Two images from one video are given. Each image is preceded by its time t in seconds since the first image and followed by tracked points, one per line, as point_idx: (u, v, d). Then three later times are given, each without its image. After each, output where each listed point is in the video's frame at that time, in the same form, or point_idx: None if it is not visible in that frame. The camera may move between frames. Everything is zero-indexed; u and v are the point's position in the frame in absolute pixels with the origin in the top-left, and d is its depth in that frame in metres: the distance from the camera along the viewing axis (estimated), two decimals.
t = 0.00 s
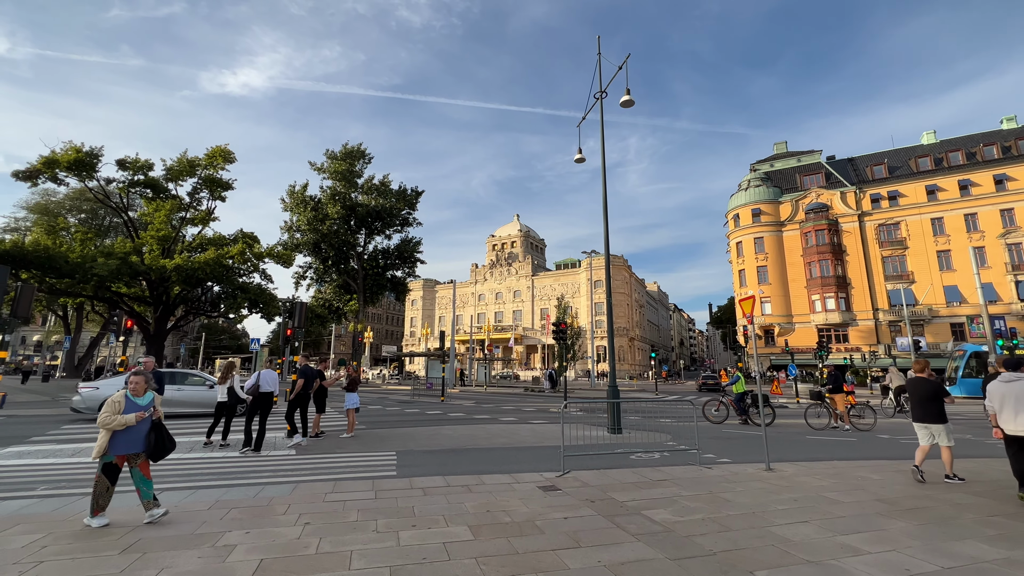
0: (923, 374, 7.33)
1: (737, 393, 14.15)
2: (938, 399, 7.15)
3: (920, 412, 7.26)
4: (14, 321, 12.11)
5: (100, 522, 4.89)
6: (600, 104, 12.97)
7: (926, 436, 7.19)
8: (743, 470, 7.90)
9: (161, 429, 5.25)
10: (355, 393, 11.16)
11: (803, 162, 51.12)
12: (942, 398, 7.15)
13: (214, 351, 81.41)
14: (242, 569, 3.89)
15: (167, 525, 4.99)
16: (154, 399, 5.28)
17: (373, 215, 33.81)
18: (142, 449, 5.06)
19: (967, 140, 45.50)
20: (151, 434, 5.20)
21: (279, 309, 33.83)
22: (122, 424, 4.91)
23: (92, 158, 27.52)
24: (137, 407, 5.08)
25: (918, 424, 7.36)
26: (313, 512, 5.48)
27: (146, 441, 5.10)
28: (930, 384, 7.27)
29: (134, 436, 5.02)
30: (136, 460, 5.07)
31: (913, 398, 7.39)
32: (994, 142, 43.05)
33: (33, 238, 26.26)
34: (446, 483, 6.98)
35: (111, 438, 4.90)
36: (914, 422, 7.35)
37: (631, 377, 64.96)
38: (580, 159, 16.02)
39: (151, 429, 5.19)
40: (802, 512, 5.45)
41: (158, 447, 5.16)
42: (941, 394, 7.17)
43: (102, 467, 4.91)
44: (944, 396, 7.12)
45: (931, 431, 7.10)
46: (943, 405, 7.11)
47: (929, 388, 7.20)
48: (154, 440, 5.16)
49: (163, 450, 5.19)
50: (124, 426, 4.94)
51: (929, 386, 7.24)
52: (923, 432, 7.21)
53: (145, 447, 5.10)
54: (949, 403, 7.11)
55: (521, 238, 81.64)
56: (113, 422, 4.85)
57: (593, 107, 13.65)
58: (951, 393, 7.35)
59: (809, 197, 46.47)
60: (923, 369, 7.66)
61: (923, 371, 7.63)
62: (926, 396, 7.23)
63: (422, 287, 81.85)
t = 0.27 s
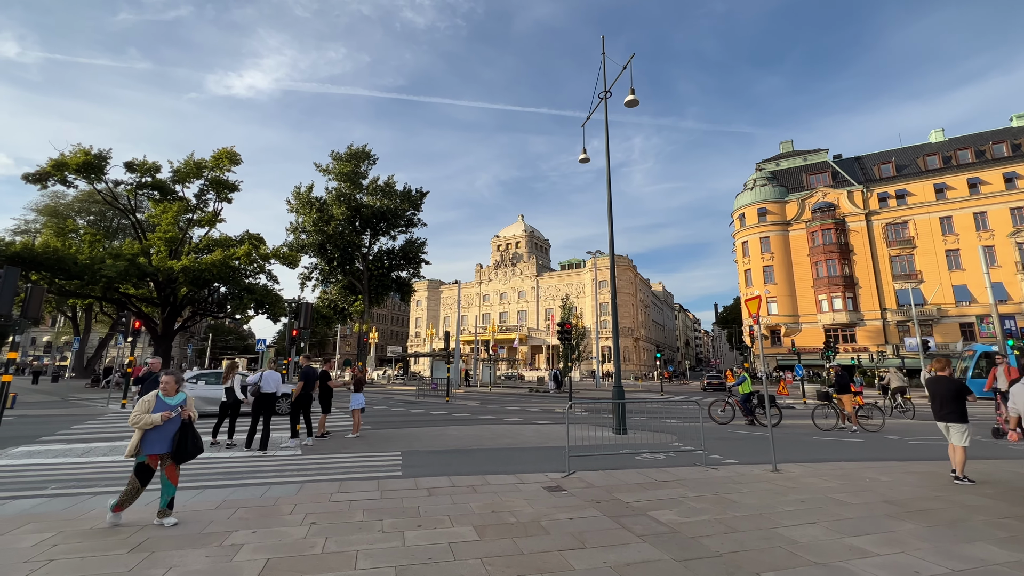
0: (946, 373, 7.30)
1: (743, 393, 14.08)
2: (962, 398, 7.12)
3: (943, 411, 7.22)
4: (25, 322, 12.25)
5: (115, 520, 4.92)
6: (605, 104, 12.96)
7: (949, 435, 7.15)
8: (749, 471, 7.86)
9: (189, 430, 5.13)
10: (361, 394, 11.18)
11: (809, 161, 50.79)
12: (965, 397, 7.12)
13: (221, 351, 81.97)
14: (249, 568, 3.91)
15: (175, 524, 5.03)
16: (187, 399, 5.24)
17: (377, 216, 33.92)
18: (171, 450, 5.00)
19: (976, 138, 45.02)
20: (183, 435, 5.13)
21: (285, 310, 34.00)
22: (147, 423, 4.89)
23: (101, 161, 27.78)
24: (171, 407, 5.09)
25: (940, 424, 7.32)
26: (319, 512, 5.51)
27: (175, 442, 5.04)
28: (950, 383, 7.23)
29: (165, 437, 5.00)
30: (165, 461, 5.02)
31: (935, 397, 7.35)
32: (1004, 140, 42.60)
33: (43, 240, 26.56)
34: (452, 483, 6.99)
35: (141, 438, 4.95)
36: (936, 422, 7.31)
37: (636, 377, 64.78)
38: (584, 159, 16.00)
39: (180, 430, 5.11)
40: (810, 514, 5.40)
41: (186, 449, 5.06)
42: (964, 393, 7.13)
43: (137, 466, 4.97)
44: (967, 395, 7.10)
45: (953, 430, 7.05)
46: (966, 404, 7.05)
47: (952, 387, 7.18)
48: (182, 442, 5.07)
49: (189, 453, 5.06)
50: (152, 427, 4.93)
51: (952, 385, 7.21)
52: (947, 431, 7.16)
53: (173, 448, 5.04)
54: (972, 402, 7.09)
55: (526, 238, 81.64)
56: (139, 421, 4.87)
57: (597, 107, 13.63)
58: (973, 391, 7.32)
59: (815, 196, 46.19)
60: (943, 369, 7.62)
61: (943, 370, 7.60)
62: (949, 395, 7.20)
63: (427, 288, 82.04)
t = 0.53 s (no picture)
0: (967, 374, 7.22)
1: (749, 394, 14.00)
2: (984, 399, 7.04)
3: (964, 413, 7.14)
4: (35, 323, 12.38)
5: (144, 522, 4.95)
6: (609, 103, 12.94)
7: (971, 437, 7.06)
8: (756, 472, 7.81)
9: (211, 432, 5.13)
10: (367, 394, 11.21)
11: (816, 159, 50.48)
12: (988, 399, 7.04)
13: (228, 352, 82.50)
14: (256, 568, 3.92)
15: (183, 523, 5.06)
16: (210, 399, 5.23)
17: (382, 217, 34.01)
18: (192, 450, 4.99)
19: (986, 135, 44.54)
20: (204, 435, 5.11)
21: (291, 310, 34.14)
22: (170, 423, 4.88)
23: (109, 163, 28.03)
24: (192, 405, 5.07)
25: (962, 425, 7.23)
26: (325, 512, 5.53)
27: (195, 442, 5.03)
28: (973, 385, 7.19)
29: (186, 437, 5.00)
30: (186, 461, 5.04)
31: (957, 398, 7.27)
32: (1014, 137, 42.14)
33: (52, 242, 26.83)
34: (457, 483, 6.99)
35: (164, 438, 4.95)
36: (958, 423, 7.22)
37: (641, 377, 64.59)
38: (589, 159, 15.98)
39: (202, 431, 5.10)
40: (818, 516, 5.36)
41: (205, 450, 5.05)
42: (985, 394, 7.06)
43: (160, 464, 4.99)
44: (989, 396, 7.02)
45: (975, 432, 6.97)
46: (988, 405, 6.97)
47: (973, 388, 7.11)
48: (203, 443, 5.06)
49: (209, 454, 5.06)
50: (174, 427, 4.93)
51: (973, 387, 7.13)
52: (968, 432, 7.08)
53: (194, 449, 5.04)
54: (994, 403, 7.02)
55: (531, 238, 81.62)
56: (162, 420, 4.85)
57: (602, 107, 13.62)
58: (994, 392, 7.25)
59: (822, 195, 45.91)
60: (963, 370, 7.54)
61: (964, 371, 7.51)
62: (970, 396, 7.12)
63: (432, 288, 82.19)
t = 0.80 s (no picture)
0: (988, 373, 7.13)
1: (756, 394, 13.90)
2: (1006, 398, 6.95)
3: (985, 412, 7.06)
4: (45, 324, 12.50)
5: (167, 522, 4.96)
6: (614, 103, 12.93)
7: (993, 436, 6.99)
8: (763, 472, 7.75)
9: (228, 437, 5.11)
10: (372, 394, 11.20)
11: (822, 158, 50.14)
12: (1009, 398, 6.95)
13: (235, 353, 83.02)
14: (262, 567, 3.93)
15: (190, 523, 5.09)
16: (228, 403, 5.26)
17: (387, 217, 34.11)
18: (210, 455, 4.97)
19: (996, 133, 44.04)
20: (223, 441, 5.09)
21: (297, 310, 34.28)
22: (189, 429, 4.85)
23: (118, 165, 28.28)
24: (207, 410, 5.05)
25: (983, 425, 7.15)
26: (331, 512, 5.54)
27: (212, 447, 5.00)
28: (994, 384, 7.10)
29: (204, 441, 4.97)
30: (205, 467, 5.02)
31: (977, 397, 7.19)
32: None
33: (62, 243, 27.10)
34: (463, 483, 6.99)
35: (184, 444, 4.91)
36: (979, 423, 7.15)
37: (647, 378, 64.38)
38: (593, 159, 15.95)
39: (221, 436, 5.09)
40: (825, 517, 5.31)
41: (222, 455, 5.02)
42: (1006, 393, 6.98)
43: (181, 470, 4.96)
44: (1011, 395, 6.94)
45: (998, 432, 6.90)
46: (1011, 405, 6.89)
47: (994, 387, 7.02)
48: (221, 448, 5.03)
49: (230, 459, 5.06)
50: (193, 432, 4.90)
51: (994, 386, 7.04)
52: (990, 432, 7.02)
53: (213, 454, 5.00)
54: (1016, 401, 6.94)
55: (536, 239, 81.58)
56: (182, 426, 4.82)
57: (607, 106, 13.60)
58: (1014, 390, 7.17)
59: (829, 194, 45.61)
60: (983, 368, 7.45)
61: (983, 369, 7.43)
62: (991, 395, 7.03)
63: (437, 289, 82.34)
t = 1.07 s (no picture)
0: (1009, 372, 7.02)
1: (762, 394, 13.82)
2: None
3: (1004, 411, 6.98)
4: (54, 324, 12.62)
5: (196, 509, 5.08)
6: (618, 103, 12.94)
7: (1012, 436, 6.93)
8: (770, 473, 7.69)
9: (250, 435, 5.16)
10: (378, 395, 11.19)
11: (829, 157, 49.80)
12: None
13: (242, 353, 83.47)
14: (268, 566, 3.94)
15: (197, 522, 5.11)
16: (247, 400, 5.21)
17: (392, 218, 34.19)
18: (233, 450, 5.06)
19: (1006, 130, 43.55)
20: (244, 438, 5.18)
21: (303, 311, 34.38)
22: (213, 429, 4.91)
23: (126, 167, 28.50)
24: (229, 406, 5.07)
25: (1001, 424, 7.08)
26: (337, 511, 5.55)
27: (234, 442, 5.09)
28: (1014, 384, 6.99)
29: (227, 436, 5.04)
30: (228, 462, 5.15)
31: (997, 396, 7.09)
32: None
33: (71, 244, 27.35)
34: (468, 484, 6.99)
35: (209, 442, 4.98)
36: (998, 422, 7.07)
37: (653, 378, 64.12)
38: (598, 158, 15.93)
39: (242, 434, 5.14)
40: (833, 518, 5.26)
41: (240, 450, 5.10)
42: None
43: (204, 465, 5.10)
44: None
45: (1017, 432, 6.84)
46: None
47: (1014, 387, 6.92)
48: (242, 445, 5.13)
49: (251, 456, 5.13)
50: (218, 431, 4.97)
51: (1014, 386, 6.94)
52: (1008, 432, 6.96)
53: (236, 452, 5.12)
54: None
55: (541, 239, 81.53)
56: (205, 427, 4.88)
57: (611, 106, 13.59)
58: None
59: (836, 193, 45.31)
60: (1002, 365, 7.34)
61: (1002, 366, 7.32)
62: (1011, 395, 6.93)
63: (442, 289, 82.47)
